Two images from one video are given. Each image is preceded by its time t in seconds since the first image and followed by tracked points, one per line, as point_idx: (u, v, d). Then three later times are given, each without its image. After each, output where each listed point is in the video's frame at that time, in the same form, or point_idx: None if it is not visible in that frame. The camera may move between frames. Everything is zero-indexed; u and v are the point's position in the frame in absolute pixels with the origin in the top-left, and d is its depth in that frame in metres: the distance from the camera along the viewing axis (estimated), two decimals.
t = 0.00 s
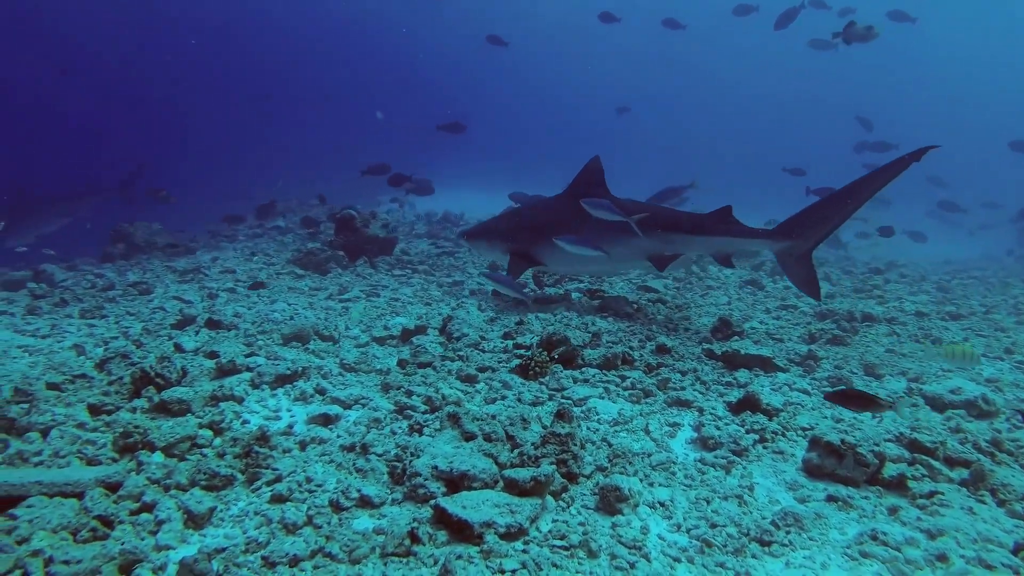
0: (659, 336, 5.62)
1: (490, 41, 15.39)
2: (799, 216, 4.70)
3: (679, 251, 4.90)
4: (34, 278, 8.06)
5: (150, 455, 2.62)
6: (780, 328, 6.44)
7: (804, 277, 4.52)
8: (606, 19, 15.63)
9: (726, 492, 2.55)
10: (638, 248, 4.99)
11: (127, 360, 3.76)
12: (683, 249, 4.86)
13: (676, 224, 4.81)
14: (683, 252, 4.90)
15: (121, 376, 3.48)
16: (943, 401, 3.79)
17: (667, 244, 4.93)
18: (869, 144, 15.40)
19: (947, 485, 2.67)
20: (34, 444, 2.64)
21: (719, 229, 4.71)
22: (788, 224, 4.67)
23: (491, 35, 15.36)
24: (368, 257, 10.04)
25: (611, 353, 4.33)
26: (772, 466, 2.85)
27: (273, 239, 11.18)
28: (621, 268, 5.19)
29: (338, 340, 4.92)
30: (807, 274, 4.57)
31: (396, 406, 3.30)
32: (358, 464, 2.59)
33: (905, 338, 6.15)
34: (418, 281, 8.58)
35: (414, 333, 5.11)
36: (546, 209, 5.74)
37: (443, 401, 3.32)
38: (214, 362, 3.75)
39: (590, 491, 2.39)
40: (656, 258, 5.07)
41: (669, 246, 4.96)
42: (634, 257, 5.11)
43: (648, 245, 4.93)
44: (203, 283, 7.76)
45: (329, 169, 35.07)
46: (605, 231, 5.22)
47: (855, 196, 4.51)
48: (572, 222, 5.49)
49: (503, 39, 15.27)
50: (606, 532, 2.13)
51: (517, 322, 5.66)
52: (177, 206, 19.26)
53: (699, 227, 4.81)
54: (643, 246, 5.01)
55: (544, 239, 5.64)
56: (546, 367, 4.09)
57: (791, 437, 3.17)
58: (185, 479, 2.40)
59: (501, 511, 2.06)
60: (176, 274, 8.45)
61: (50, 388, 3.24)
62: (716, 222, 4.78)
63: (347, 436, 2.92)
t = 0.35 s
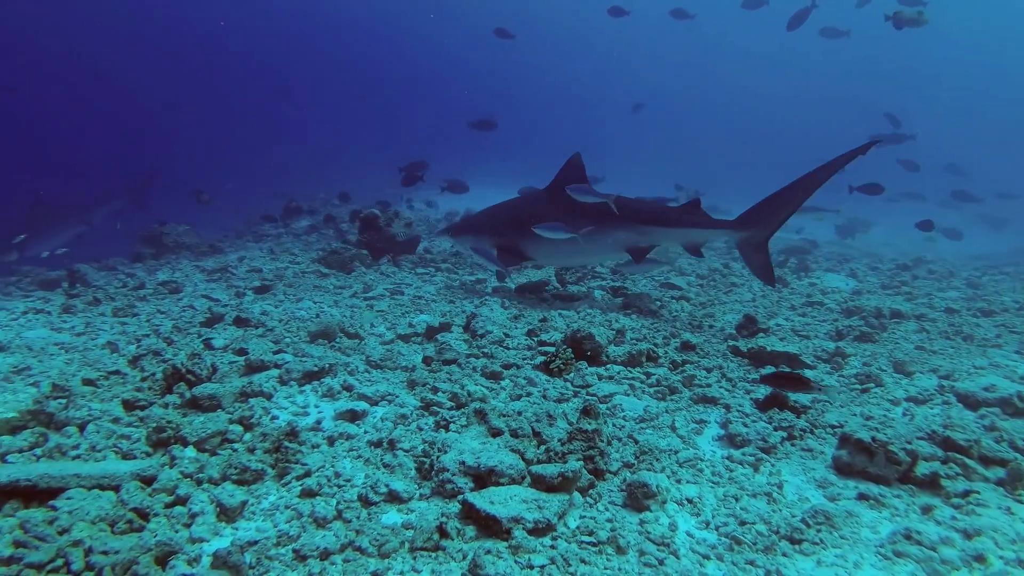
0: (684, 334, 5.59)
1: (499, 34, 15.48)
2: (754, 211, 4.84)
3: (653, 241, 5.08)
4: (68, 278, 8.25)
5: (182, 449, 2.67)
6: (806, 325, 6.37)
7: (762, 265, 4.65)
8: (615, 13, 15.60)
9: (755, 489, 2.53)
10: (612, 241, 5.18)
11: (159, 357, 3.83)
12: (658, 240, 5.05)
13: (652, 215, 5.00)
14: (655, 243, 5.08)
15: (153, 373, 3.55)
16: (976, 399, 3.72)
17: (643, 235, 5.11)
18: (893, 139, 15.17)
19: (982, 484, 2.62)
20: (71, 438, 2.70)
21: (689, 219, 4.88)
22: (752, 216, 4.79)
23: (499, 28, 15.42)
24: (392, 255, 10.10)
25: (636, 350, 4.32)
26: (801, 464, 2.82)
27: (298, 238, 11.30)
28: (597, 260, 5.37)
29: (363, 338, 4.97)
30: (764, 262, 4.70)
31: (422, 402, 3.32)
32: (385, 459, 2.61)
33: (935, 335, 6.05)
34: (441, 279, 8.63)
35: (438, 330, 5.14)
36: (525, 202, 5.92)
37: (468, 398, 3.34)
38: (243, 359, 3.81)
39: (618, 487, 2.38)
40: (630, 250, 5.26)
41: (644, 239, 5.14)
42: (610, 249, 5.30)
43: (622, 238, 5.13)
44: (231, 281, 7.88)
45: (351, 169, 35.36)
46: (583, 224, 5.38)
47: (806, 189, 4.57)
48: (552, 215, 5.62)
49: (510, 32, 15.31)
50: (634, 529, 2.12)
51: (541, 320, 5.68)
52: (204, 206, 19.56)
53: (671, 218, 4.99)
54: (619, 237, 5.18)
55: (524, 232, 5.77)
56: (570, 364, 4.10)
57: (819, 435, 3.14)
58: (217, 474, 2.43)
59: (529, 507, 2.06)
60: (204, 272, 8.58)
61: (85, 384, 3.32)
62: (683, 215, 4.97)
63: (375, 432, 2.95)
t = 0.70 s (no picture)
0: (711, 339, 5.54)
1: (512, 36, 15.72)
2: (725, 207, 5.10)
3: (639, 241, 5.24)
4: (103, 281, 8.43)
5: (218, 449, 2.71)
6: (836, 331, 6.28)
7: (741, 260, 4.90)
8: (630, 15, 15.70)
9: (789, 497, 2.49)
10: (602, 242, 5.30)
11: (193, 358, 3.90)
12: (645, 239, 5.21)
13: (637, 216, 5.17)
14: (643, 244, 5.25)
15: (188, 373, 3.62)
16: (1017, 408, 3.63)
17: (630, 236, 5.26)
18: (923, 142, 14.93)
19: None
20: (110, 437, 2.76)
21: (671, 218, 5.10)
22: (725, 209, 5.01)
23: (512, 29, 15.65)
24: (418, 259, 10.17)
25: (664, 354, 4.29)
26: (835, 471, 2.78)
27: (325, 241, 11.44)
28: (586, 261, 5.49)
29: (392, 340, 5.01)
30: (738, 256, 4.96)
31: (452, 406, 3.33)
32: (416, 462, 2.63)
33: (970, 342, 5.93)
34: (467, 282, 8.67)
35: (466, 334, 5.16)
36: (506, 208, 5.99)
37: (497, 402, 3.35)
38: (275, 361, 3.86)
39: (650, 493, 2.37)
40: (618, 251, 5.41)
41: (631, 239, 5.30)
42: (599, 250, 5.41)
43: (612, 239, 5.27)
44: (261, 283, 8.00)
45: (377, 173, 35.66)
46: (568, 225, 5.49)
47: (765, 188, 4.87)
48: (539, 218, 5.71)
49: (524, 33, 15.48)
50: (667, 536, 2.11)
51: (567, 324, 5.68)
52: (233, 209, 19.89)
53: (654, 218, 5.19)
54: (607, 238, 5.32)
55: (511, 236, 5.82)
56: (599, 368, 4.09)
57: (853, 442, 3.09)
58: (251, 474, 2.47)
59: (563, 512, 2.06)
60: (234, 275, 8.72)
61: (123, 384, 3.39)
62: (666, 216, 5.17)
63: (405, 435, 2.96)
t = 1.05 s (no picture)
0: (749, 344, 5.46)
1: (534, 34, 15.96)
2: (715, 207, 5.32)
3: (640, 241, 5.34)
4: (147, 280, 8.66)
5: (260, 448, 2.75)
6: (877, 337, 6.15)
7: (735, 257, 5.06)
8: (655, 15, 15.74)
9: (835, 509, 2.44)
10: (604, 240, 5.37)
11: (234, 358, 3.98)
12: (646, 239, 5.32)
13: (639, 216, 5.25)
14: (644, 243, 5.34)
15: (230, 372, 3.69)
16: None
17: (631, 236, 5.34)
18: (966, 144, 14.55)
19: None
20: (156, 435, 2.82)
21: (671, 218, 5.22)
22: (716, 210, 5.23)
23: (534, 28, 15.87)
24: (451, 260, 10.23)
25: (702, 360, 4.25)
26: (880, 483, 2.71)
27: (360, 242, 11.58)
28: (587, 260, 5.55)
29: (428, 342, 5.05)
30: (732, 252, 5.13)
31: (489, 409, 3.34)
32: (455, 465, 2.63)
33: (1018, 351, 5.75)
34: (500, 284, 8.70)
35: (501, 336, 5.17)
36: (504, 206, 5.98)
37: (535, 406, 3.34)
38: (314, 361, 3.92)
39: (692, 502, 2.33)
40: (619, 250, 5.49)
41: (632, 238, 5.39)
42: (600, 250, 5.49)
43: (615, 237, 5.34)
44: (298, 283, 8.14)
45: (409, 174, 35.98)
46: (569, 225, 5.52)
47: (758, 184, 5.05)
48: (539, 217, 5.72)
49: (547, 32, 15.65)
50: (710, 546, 2.08)
51: (602, 328, 5.67)
52: (269, 210, 20.28)
53: (654, 218, 5.29)
54: (609, 238, 5.39)
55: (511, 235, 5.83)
56: (636, 373, 4.06)
57: (899, 453, 3.01)
58: (294, 474, 2.50)
59: (605, 520, 2.04)
60: (272, 274, 8.89)
61: (168, 382, 3.47)
62: (666, 215, 5.27)
63: (443, 438, 2.98)
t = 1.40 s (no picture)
0: (801, 350, 5.35)
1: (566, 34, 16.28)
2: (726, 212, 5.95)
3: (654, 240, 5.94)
4: (200, 276, 8.93)
5: (318, 442, 2.80)
6: (935, 345, 5.96)
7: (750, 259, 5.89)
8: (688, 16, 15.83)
9: (901, 521, 2.36)
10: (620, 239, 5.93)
11: (290, 355, 4.08)
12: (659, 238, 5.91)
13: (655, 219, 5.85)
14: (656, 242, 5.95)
15: (286, 369, 3.77)
16: None
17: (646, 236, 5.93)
18: None
19: None
20: (218, 427, 2.90)
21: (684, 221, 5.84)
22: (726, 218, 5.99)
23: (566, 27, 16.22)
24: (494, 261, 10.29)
25: (755, 365, 4.17)
26: (948, 496, 2.62)
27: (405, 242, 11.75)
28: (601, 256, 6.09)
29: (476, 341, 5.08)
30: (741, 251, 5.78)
31: (541, 409, 3.34)
32: (509, 464, 2.64)
33: None
34: (544, 285, 8.70)
35: (548, 337, 5.18)
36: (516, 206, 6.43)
37: (586, 407, 3.32)
38: (367, 358, 3.98)
39: (753, 508, 2.29)
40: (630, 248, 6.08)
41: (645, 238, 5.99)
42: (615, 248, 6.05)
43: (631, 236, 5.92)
44: (345, 282, 8.29)
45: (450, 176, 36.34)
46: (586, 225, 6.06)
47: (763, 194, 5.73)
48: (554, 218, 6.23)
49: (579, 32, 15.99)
50: (773, 554, 2.03)
51: (649, 331, 5.62)
52: (314, 210, 20.72)
53: (668, 220, 5.88)
54: (624, 238, 5.97)
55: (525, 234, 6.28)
56: (687, 376, 4.01)
57: (966, 466, 2.91)
58: (352, 469, 2.53)
59: (666, 523, 2.02)
60: (320, 272, 9.07)
61: (228, 376, 3.57)
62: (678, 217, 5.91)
63: (497, 437, 2.98)
